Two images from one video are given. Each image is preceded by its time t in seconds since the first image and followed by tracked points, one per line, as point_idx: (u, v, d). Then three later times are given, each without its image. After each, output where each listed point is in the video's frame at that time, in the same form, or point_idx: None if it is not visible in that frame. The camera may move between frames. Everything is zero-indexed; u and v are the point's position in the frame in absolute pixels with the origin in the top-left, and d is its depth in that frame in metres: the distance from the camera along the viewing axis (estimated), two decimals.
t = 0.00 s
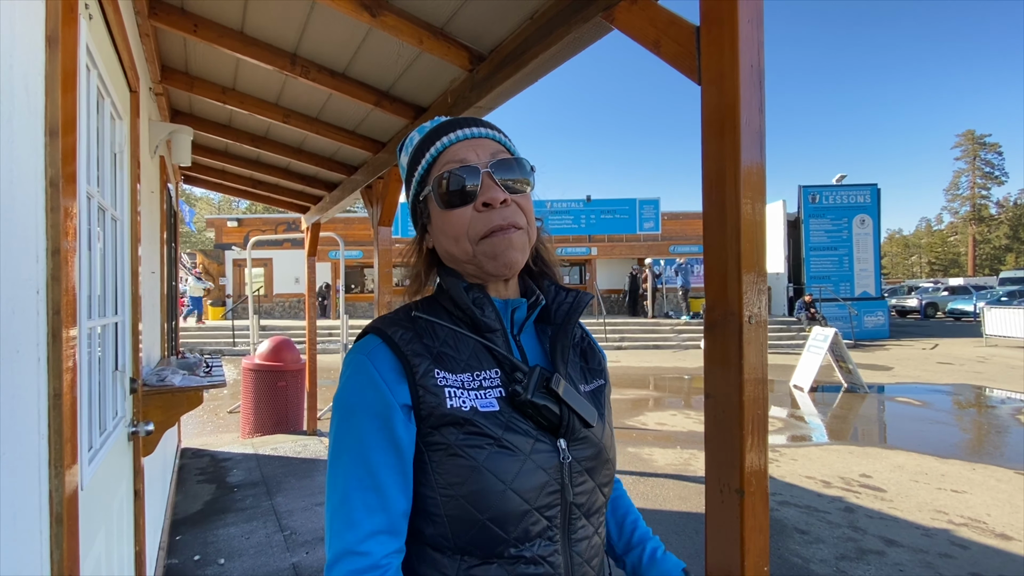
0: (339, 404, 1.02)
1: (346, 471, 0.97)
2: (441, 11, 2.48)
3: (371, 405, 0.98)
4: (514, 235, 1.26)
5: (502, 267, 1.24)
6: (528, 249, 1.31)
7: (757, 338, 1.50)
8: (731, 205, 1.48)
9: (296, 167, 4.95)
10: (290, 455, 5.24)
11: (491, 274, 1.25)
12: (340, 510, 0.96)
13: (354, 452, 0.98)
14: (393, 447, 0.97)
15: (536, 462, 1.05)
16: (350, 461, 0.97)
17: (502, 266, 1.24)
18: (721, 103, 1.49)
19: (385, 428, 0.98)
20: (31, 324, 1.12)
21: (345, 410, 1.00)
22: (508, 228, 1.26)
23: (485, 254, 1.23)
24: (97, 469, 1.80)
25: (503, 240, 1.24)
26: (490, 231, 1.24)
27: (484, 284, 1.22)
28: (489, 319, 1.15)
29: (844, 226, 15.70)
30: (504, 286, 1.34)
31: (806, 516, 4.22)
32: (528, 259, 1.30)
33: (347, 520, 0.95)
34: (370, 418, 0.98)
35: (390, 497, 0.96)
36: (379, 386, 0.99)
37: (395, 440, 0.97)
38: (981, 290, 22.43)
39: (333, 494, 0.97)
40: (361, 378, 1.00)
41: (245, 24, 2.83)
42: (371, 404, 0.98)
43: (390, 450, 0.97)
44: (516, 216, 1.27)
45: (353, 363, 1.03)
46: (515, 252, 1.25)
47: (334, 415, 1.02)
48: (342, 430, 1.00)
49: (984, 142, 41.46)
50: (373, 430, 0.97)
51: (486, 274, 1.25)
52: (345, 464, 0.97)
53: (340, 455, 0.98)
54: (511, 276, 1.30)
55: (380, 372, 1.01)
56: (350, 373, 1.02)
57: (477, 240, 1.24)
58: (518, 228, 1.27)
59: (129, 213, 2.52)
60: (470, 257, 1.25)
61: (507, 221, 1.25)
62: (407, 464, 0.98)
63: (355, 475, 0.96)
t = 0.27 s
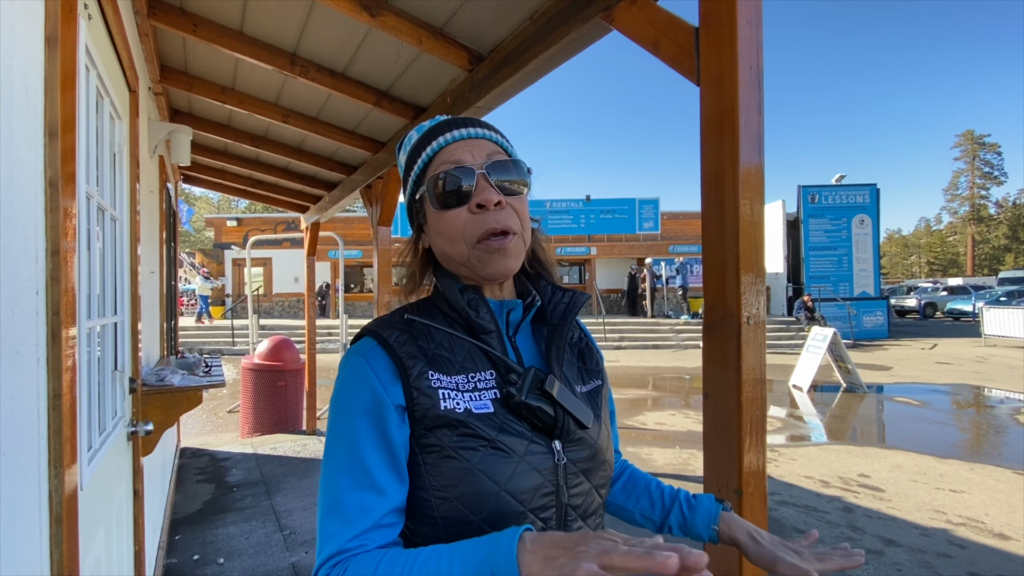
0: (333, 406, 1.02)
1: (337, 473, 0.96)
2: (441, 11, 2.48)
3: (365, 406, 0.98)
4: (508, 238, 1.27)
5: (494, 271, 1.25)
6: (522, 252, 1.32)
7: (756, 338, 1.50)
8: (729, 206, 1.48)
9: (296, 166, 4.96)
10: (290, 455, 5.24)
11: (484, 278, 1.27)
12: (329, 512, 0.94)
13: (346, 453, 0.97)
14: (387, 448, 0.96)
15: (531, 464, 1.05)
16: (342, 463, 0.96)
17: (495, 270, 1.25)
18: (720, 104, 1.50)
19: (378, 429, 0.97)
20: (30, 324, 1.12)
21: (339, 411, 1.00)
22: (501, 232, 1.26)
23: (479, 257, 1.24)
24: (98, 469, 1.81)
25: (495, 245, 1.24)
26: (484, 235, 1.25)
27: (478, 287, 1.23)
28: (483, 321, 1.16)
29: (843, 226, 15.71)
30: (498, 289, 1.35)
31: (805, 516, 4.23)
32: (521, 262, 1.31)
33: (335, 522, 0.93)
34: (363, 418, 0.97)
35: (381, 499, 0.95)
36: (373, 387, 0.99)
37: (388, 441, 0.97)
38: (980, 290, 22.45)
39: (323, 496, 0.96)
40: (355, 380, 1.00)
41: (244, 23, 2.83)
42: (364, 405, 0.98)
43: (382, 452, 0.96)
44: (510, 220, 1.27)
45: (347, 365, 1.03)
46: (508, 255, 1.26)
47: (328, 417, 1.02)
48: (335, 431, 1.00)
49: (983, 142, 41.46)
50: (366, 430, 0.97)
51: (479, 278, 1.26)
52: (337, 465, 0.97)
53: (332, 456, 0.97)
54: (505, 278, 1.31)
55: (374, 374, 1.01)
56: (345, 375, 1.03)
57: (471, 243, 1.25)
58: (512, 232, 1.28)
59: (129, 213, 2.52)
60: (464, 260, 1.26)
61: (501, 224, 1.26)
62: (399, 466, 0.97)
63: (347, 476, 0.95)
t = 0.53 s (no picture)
0: (341, 403, 1.02)
1: (343, 468, 0.97)
2: (441, 10, 2.48)
3: (372, 404, 0.98)
4: (513, 238, 1.27)
5: (498, 271, 1.25)
6: (527, 252, 1.32)
7: (756, 337, 1.51)
8: (729, 206, 1.48)
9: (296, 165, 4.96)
10: (289, 454, 5.24)
11: (488, 278, 1.27)
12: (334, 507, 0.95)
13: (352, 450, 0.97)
14: (393, 446, 0.96)
15: (539, 462, 1.05)
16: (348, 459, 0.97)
17: (499, 271, 1.25)
18: (720, 104, 1.50)
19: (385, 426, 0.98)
20: (32, 323, 1.12)
21: (347, 407, 1.00)
22: (505, 233, 1.26)
23: (482, 257, 1.24)
24: (98, 468, 1.81)
25: (498, 245, 1.24)
26: (487, 235, 1.24)
27: (483, 287, 1.23)
28: (492, 319, 1.16)
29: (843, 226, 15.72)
30: (505, 287, 1.35)
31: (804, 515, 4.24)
32: (526, 263, 1.30)
33: (340, 517, 0.93)
34: (371, 415, 0.98)
35: (385, 495, 0.95)
36: (382, 385, 1.00)
37: (395, 439, 0.97)
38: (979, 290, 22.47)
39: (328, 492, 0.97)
40: (363, 376, 1.01)
41: (245, 22, 2.83)
42: (372, 402, 0.98)
43: (390, 449, 0.96)
44: (514, 220, 1.27)
45: (355, 363, 1.03)
46: (512, 255, 1.26)
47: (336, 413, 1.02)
48: (342, 428, 1.00)
49: (983, 142, 41.44)
50: (373, 428, 0.97)
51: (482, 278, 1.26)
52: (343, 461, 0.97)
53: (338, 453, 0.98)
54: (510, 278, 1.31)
55: (382, 371, 1.01)
56: (353, 372, 1.03)
57: (475, 243, 1.25)
58: (517, 232, 1.27)
59: (129, 212, 2.51)
60: (468, 260, 1.26)
61: (505, 225, 1.26)
62: (405, 464, 0.97)
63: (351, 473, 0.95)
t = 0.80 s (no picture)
0: (343, 400, 1.02)
1: (343, 464, 0.97)
2: (442, 9, 2.48)
3: (373, 402, 0.99)
4: (514, 237, 1.27)
5: (498, 269, 1.26)
6: (528, 251, 1.32)
7: (756, 336, 1.51)
8: (730, 205, 1.49)
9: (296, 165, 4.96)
10: (290, 453, 5.24)
11: (488, 276, 1.27)
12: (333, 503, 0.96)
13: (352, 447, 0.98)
14: (392, 445, 0.97)
15: (538, 462, 1.06)
16: (347, 456, 0.98)
17: (498, 269, 1.25)
18: (720, 103, 1.51)
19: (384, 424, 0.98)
20: (33, 322, 1.12)
21: (348, 404, 1.01)
22: (505, 231, 1.26)
23: (483, 256, 1.25)
24: (99, 467, 1.81)
25: (498, 243, 1.25)
26: (487, 234, 1.25)
27: (485, 287, 1.22)
28: (494, 319, 1.17)
29: (843, 225, 15.73)
30: (508, 287, 1.35)
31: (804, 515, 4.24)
32: (527, 261, 1.31)
33: (338, 513, 0.94)
34: (371, 413, 0.98)
35: (382, 494, 0.95)
36: (383, 383, 1.00)
37: (393, 437, 0.97)
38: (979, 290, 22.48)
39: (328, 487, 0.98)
40: (365, 374, 1.01)
41: (245, 22, 2.83)
42: (373, 400, 0.99)
43: (388, 447, 0.97)
44: (515, 219, 1.28)
45: (358, 361, 1.03)
46: (513, 254, 1.26)
47: (338, 410, 1.03)
48: (343, 425, 1.00)
49: (983, 142, 41.48)
50: (372, 426, 0.97)
51: (482, 277, 1.27)
52: (343, 458, 0.98)
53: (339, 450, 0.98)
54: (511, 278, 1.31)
55: (384, 370, 1.01)
56: (355, 368, 1.03)
57: (475, 242, 1.25)
58: (516, 230, 1.28)
59: (130, 211, 2.52)
60: (468, 259, 1.27)
61: (505, 224, 1.26)
62: (403, 463, 0.98)
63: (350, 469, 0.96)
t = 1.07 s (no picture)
0: (344, 398, 1.02)
1: (345, 464, 0.98)
2: (441, 8, 2.48)
3: (374, 400, 0.99)
4: (514, 234, 1.27)
5: (499, 267, 1.25)
6: (529, 249, 1.31)
7: (756, 335, 1.51)
8: (730, 203, 1.48)
9: (296, 164, 4.96)
10: (290, 453, 5.24)
11: (490, 275, 1.26)
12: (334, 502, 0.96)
13: (353, 446, 0.98)
14: (395, 442, 0.97)
15: (539, 460, 1.06)
16: (349, 454, 0.98)
17: (500, 266, 1.25)
18: (720, 102, 1.50)
19: (386, 423, 0.98)
20: (33, 320, 1.12)
21: (349, 403, 1.01)
22: (505, 228, 1.26)
23: (484, 255, 1.24)
24: (98, 467, 1.80)
25: (498, 241, 1.24)
26: (487, 232, 1.25)
27: (485, 287, 1.21)
28: (495, 317, 1.16)
29: (843, 225, 15.73)
30: (511, 284, 1.34)
31: (804, 514, 4.24)
32: (528, 258, 1.30)
33: (341, 511, 0.95)
34: (372, 412, 0.98)
35: (386, 492, 0.96)
36: (385, 381, 1.00)
37: (396, 436, 0.98)
38: (980, 289, 22.46)
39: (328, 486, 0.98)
40: (366, 372, 1.01)
41: (245, 21, 2.83)
42: (374, 398, 0.99)
43: (390, 445, 0.97)
44: (514, 216, 1.27)
45: (359, 359, 1.03)
46: (514, 251, 1.26)
47: (339, 408, 1.03)
48: (344, 423, 1.01)
49: (983, 141, 41.48)
50: (374, 425, 0.97)
51: (484, 275, 1.26)
52: (344, 457, 0.98)
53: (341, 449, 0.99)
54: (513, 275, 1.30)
55: (385, 367, 1.01)
56: (356, 366, 1.03)
57: (475, 241, 1.25)
58: (516, 227, 1.27)
59: (129, 210, 2.51)
60: (469, 258, 1.26)
61: (504, 222, 1.26)
62: (406, 461, 0.98)
63: (352, 468, 0.97)
